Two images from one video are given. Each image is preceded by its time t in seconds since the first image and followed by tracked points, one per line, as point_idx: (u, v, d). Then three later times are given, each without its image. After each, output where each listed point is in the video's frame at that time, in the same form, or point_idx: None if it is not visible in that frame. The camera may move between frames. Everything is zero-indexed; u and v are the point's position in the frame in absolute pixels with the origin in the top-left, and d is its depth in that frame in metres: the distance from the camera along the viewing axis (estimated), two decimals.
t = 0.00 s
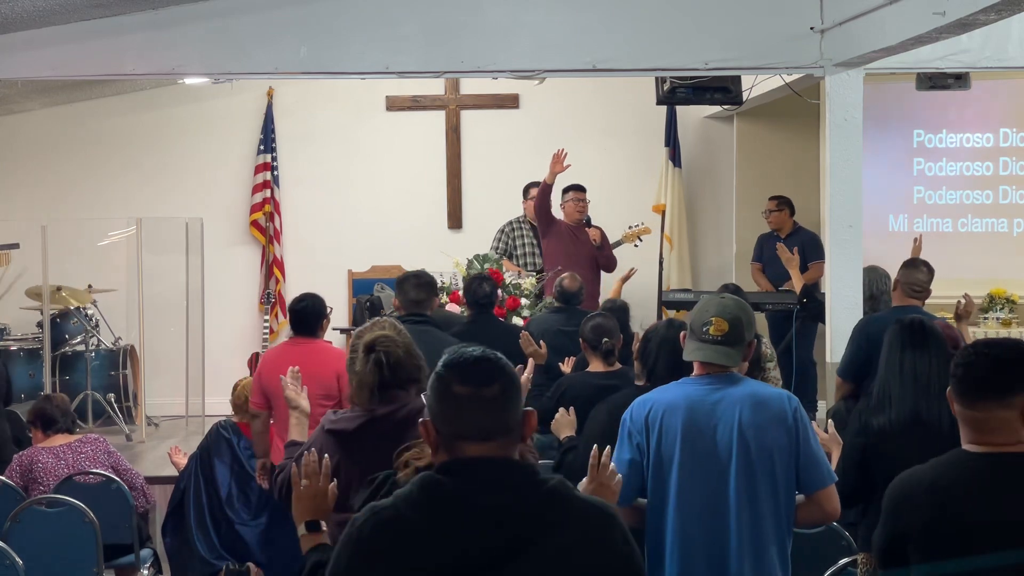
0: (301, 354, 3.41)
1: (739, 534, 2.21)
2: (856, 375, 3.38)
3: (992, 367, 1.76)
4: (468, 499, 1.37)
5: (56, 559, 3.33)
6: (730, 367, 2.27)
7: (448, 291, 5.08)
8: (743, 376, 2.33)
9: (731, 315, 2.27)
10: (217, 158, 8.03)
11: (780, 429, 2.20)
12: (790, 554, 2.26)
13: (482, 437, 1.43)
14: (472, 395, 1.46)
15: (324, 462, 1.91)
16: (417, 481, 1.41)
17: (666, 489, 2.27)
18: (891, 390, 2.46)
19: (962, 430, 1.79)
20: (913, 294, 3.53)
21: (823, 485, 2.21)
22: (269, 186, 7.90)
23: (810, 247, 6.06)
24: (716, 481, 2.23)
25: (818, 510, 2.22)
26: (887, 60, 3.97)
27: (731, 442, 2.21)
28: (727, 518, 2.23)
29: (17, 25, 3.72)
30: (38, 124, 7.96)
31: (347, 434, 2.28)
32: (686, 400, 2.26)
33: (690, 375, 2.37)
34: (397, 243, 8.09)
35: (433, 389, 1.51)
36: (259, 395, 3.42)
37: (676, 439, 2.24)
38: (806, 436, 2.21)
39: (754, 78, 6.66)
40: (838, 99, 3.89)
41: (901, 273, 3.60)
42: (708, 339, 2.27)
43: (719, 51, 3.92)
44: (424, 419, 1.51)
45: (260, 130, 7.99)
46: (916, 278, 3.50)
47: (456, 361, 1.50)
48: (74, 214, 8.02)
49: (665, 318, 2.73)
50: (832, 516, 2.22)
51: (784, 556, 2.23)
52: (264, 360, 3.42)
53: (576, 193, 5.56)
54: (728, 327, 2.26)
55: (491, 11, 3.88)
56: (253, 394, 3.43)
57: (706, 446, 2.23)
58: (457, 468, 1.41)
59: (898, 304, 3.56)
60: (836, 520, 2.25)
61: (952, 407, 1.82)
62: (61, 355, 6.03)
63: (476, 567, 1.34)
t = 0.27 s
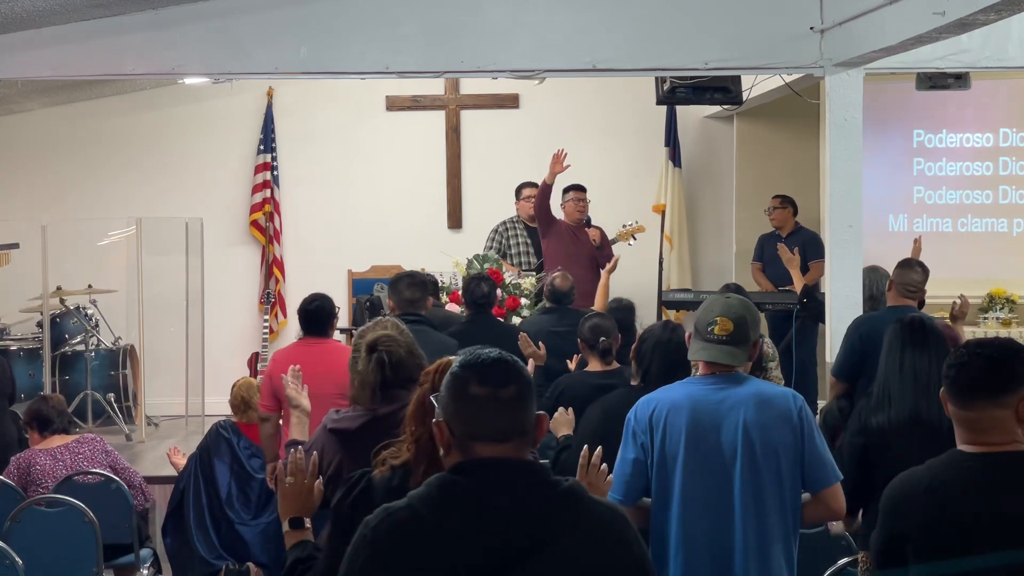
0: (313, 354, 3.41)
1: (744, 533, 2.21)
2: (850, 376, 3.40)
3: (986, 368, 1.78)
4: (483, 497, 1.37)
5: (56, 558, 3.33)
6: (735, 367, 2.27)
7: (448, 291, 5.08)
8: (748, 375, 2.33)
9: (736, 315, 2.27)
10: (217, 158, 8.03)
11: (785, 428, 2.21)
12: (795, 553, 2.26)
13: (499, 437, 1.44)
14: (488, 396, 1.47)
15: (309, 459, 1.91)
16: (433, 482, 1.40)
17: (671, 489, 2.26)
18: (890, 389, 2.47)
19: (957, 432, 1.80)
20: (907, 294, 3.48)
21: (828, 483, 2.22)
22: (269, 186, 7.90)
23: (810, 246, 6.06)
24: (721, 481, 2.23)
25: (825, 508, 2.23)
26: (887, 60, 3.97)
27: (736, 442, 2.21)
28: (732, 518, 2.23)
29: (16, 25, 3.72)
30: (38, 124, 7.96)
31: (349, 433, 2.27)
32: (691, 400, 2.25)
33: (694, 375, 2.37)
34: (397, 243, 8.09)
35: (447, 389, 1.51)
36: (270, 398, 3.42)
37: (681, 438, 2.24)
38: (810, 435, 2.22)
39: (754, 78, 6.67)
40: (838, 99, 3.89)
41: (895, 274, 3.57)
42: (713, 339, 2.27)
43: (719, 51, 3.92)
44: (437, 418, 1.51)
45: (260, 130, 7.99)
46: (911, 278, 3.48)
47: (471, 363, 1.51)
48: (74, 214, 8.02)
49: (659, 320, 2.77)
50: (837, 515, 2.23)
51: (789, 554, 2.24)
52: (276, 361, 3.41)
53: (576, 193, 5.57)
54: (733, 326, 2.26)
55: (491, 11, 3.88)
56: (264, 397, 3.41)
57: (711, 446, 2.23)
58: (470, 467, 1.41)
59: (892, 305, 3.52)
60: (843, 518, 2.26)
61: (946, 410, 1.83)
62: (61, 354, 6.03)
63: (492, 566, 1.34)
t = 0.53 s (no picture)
0: (323, 354, 3.41)
1: (749, 533, 2.22)
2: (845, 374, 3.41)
3: (987, 369, 1.78)
4: (484, 496, 1.37)
5: (56, 558, 3.33)
6: (739, 366, 2.27)
7: (448, 291, 5.08)
8: (752, 375, 2.34)
9: (741, 314, 2.29)
10: (217, 158, 8.03)
11: (791, 428, 2.21)
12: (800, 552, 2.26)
13: (502, 437, 1.44)
14: (492, 395, 1.48)
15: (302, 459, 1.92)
16: (434, 480, 1.41)
17: (676, 488, 2.27)
18: (891, 389, 2.48)
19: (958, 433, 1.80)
20: (903, 294, 3.48)
21: (833, 482, 2.21)
22: (269, 186, 7.90)
23: (810, 246, 6.07)
24: (725, 480, 2.23)
25: (831, 508, 2.21)
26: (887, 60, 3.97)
27: (741, 442, 2.22)
28: (737, 517, 2.23)
29: (16, 25, 3.72)
30: (38, 124, 7.96)
31: (357, 432, 2.25)
32: (696, 399, 2.25)
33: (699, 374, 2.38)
34: (397, 243, 8.09)
35: (447, 388, 1.52)
36: (277, 398, 3.39)
37: (685, 438, 2.24)
38: (816, 434, 2.22)
39: (754, 78, 6.67)
40: (838, 99, 3.89)
41: (892, 274, 3.55)
42: (718, 338, 2.27)
43: (719, 51, 3.92)
44: (436, 417, 1.51)
45: (261, 130, 7.99)
46: (906, 279, 3.45)
47: (473, 363, 1.52)
48: (74, 214, 8.02)
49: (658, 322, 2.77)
50: (843, 514, 2.22)
51: (795, 554, 2.24)
52: (287, 359, 3.42)
53: (577, 193, 5.57)
54: (738, 326, 2.27)
55: (491, 11, 3.88)
56: (269, 397, 3.38)
57: (716, 446, 2.23)
58: (472, 466, 1.41)
59: (889, 305, 3.51)
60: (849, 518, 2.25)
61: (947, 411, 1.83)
62: (61, 355, 6.03)
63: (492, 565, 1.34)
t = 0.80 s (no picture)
0: (330, 353, 3.42)
1: (754, 533, 2.22)
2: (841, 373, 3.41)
3: (999, 367, 1.77)
4: (470, 496, 1.37)
5: (55, 559, 3.33)
6: (745, 366, 2.27)
7: (448, 291, 5.08)
8: (758, 375, 2.34)
9: (747, 314, 2.28)
10: (218, 158, 8.03)
11: (796, 428, 2.20)
12: (805, 552, 2.26)
13: (486, 436, 1.44)
14: (475, 395, 1.48)
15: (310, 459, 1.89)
16: (421, 478, 1.41)
17: (681, 488, 2.28)
18: (893, 389, 2.48)
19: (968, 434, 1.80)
20: (900, 295, 3.47)
21: (838, 483, 2.21)
22: (269, 186, 7.90)
23: (811, 247, 6.07)
24: (731, 480, 2.23)
25: (835, 508, 2.21)
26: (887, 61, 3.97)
27: (747, 442, 2.22)
28: (742, 517, 2.24)
29: (16, 25, 3.72)
30: (39, 124, 7.96)
31: (366, 431, 2.21)
32: (701, 399, 2.26)
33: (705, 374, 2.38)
34: (397, 243, 8.09)
35: (429, 388, 1.52)
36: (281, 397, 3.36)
37: (691, 438, 2.25)
38: (821, 435, 2.21)
39: (754, 78, 6.67)
40: (838, 99, 3.89)
41: (888, 274, 3.53)
42: (724, 338, 2.27)
43: (719, 51, 3.92)
44: (419, 417, 1.51)
45: (261, 130, 7.99)
46: (904, 280, 3.44)
47: (457, 362, 1.52)
48: (74, 214, 8.02)
49: (661, 320, 2.74)
50: (847, 515, 2.21)
51: (799, 554, 2.24)
52: (292, 359, 3.41)
53: (577, 193, 5.57)
54: (744, 325, 2.27)
55: (491, 11, 3.88)
56: (274, 395, 3.35)
57: (721, 446, 2.23)
58: (454, 467, 1.41)
59: (887, 305, 3.51)
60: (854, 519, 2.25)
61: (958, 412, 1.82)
62: (61, 355, 6.03)
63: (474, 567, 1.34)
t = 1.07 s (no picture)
0: (332, 353, 3.41)
1: (761, 533, 2.22)
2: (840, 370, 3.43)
3: None
4: (446, 497, 1.37)
5: (55, 559, 3.33)
6: (752, 366, 2.28)
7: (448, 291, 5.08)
8: (765, 375, 2.34)
9: (753, 314, 2.28)
10: (218, 158, 8.03)
11: (803, 428, 2.21)
12: (813, 553, 2.26)
13: (459, 435, 1.44)
14: (447, 394, 1.47)
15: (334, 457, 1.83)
16: (393, 480, 1.41)
17: (688, 488, 2.28)
18: (895, 389, 2.48)
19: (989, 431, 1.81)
20: (898, 295, 3.46)
21: (846, 483, 2.21)
22: (269, 186, 7.91)
23: (811, 247, 6.07)
24: (738, 480, 2.24)
25: (843, 508, 2.22)
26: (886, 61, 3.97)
27: (754, 441, 2.22)
28: (749, 517, 2.24)
29: (16, 25, 3.72)
30: (39, 124, 7.96)
31: (378, 432, 2.22)
32: (708, 399, 2.26)
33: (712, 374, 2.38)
34: (397, 243, 8.09)
35: (403, 387, 1.51)
36: (281, 396, 3.43)
37: (698, 438, 2.25)
38: (829, 435, 2.22)
39: (754, 78, 6.67)
40: (838, 99, 3.89)
41: (887, 274, 3.52)
42: (731, 338, 2.27)
43: (719, 52, 3.92)
44: (394, 417, 1.50)
45: (260, 130, 7.99)
46: (902, 280, 3.43)
47: (429, 359, 1.50)
48: (74, 214, 8.02)
49: (673, 318, 2.73)
50: (855, 515, 2.22)
51: (806, 554, 2.24)
52: (291, 360, 3.42)
53: (578, 193, 5.57)
54: (750, 326, 2.27)
55: (491, 11, 3.88)
56: (274, 395, 3.43)
57: (728, 446, 2.24)
58: (429, 467, 1.41)
59: (885, 306, 3.50)
60: (862, 519, 2.25)
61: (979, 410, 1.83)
62: (61, 355, 6.02)
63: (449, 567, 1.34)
